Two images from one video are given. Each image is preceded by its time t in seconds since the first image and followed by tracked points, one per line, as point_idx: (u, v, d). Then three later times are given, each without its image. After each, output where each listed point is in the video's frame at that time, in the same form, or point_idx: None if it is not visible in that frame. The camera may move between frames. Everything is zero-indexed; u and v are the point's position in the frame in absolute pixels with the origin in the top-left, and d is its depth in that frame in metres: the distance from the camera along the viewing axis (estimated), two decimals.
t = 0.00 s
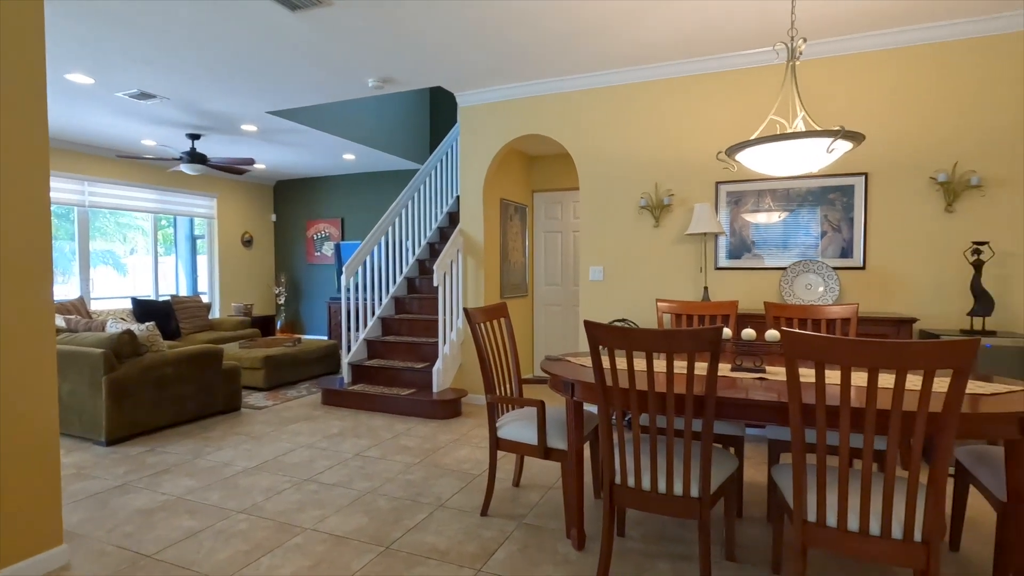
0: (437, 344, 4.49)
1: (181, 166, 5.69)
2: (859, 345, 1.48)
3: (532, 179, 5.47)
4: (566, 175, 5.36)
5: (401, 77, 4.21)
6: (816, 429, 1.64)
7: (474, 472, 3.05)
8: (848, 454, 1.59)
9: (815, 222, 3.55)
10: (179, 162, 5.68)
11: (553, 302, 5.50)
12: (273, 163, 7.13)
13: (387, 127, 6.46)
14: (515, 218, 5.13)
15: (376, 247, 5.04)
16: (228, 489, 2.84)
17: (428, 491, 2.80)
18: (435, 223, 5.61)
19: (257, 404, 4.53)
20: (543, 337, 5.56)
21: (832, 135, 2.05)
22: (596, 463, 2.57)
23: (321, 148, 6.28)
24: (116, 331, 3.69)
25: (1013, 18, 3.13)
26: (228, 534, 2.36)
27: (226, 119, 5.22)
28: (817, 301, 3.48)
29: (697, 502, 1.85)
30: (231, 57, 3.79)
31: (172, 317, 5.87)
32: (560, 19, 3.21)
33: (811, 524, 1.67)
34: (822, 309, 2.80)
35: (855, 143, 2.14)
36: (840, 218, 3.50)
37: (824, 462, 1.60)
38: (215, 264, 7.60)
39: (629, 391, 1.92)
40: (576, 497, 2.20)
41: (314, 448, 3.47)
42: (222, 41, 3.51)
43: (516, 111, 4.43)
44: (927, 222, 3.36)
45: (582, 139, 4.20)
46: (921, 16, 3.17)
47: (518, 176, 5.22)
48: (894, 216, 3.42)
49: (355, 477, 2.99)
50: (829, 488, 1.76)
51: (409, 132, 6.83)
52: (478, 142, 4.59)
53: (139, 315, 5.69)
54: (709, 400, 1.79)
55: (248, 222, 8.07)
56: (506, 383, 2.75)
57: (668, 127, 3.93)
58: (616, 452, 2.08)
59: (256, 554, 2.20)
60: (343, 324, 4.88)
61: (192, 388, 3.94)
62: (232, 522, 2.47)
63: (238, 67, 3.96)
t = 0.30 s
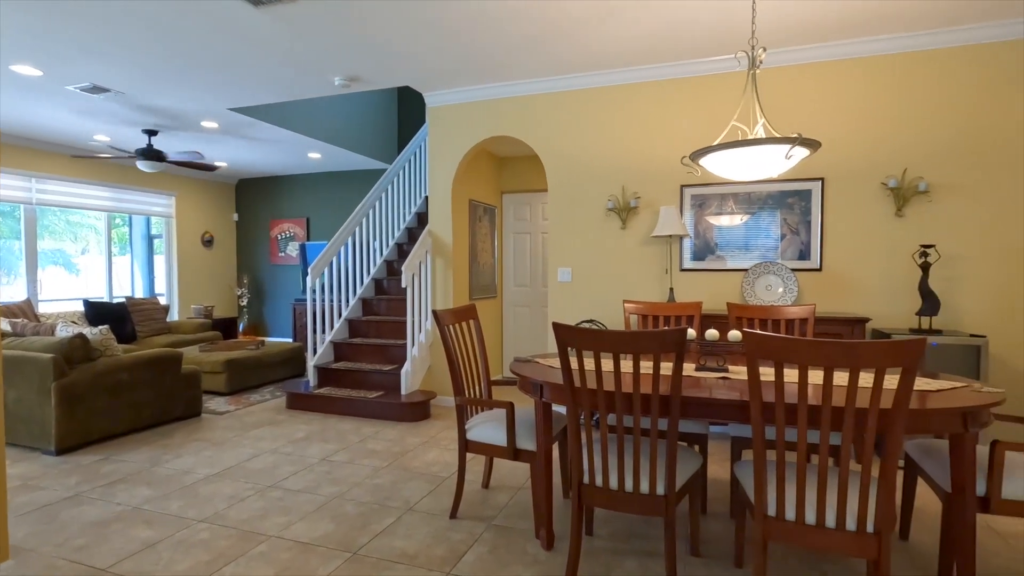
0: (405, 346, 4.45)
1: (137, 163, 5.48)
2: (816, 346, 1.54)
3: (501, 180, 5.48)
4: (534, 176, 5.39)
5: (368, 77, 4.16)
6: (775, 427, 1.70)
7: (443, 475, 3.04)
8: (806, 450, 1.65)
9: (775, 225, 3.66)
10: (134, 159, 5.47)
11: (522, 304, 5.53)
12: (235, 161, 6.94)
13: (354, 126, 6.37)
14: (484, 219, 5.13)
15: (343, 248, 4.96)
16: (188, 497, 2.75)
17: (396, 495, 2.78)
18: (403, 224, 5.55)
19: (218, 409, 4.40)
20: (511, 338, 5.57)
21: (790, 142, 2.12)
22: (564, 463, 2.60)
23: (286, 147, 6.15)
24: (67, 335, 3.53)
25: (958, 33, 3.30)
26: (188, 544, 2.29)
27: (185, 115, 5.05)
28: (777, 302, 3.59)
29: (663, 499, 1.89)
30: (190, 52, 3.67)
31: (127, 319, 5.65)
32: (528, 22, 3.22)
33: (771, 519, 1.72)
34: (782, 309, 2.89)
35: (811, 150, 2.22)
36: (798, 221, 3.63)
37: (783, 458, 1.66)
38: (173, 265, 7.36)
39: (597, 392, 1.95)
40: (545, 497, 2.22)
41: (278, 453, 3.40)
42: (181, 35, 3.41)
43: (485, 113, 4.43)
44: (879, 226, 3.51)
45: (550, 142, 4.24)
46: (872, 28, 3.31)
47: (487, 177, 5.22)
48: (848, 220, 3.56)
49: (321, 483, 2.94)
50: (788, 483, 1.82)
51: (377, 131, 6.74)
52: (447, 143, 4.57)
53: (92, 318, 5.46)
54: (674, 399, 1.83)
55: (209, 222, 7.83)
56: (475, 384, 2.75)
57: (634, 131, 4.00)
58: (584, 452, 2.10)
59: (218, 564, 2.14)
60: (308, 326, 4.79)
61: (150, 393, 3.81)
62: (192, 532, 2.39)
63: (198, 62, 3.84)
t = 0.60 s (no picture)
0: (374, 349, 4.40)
1: (91, 160, 5.26)
2: (775, 349, 1.59)
3: (471, 181, 5.47)
4: (504, 178, 5.40)
5: (335, 76, 4.09)
6: (737, 428, 1.75)
7: (412, 479, 3.01)
8: (766, 449, 1.70)
9: (738, 228, 3.76)
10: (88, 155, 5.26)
11: (491, 305, 5.53)
12: (196, 159, 6.74)
13: (321, 124, 6.26)
14: (454, 220, 5.11)
15: (309, 249, 4.86)
16: (145, 508, 2.66)
17: (364, 500, 2.74)
18: (371, 224, 5.49)
19: (178, 416, 4.26)
20: (481, 340, 5.57)
21: (751, 150, 2.18)
22: (533, 465, 2.61)
23: (249, 145, 6.00)
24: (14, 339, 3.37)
25: (908, 46, 3.45)
26: (145, 557, 2.21)
27: (142, 111, 4.88)
28: (740, 304, 3.69)
29: (630, 500, 1.92)
30: (148, 46, 3.55)
31: (80, 322, 5.42)
32: (497, 25, 3.23)
33: (733, 517, 1.77)
34: (745, 311, 2.97)
35: (772, 157, 2.29)
36: (760, 225, 3.73)
37: (745, 458, 1.71)
38: (130, 265, 7.09)
39: (565, 395, 1.96)
40: (514, 500, 2.23)
41: (242, 460, 3.31)
42: (138, 29, 3.29)
43: (454, 114, 4.41)
44: (836, 230, 3.64)
45: (520, 144, 4.25)
46: (830, 39, 3.43)
47: (456, 179, 5.20)
48: (807, 224, 3.68)
49: (286, 490, 2.88)
50: (749, 481, 1.87)
51: (344, 130, 6.65)
52: (416, 144, 4.53)
53: (42, 321, 5.21)
54: (641, 402, 1.86)
55: (168, 221, 7.58)
56: (444, 387, 2.74)
57: (603, 135, 4.04)
58: (553, 454, 2.12)
59: None
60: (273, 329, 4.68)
61: (104, 400, 3.67)
62: (150, 544, 2.31)
63: (156, 57, 3.71)
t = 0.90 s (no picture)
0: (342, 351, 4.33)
1: (43, 156, 5.04)
2: (740, 351, 1.63)
3: (442, 182, 5.43)
4: (476, 179, 5.38)
5: (301, 73, 4.01)
6: (703, 428, 1.78)
7: (381, 484, 2.98)
8: (731, 449, 1.73)
9: (705, 230, 3.84)
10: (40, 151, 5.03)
11: (463, 307, 5.51)
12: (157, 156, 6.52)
13: (288, 122, 6.13)
14: (425, 221, 5.07)
15: (276, 250, 4.76)
16: (101, 519, 2.56)
17: (332, 506, 2.70)
18: (340, 224, 5.41)
19: (137, 422, 4.12)
20: (452, 341, 5.54)
21: (717, 156, 2.23)
22: (504, 468, 2.61)
23: (213, 142, 5.83)
24: None
25: (865, 57, 3.58)
26: (100, 571, 2.13)
27: (99, 106, 4.70)
28: (707, 305, 3.76)
29: (599, 502, 1.94)
30: (104, 39, 3.41)
31: (32, 325, 5.19)
32: (468, 25, 3.22)
33: (699, 517, 1.80)
34: (711, 313, 3.03)
35: (737, 164, 2.34)
36: (726, 228, 3.81)
37: (711, 458, 1.74)
38: (86, 266, 6.82)
39: (535, 398, 1.97)
40: (484, 504, 2.23)
41: (204, 467, 3.22)
42: (93, 21, 3.16)
43: (424, 115, 4.38)
44: (798, 234, 3.74)
45: (491, 145, 4.24)
46: (792, 48, 3.53)
47: (427, 179, 5.16)
48: (771, 227, 3.78)
49: (251, 497, 2.81)
50: (715, 481, 1.91)
51: (312, 129, 6.53)
52: (385, 144, 4.48)
53: None
54: (610, 404, 1.88)
55: (127, 219, 7.31)
56: (414, 390, 2.71)
57: (573, 139, 4.07)
58: (523, 457, 2.12)
59: None
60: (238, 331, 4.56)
61: (57, 407, 3.52)
62: (105, 557, 2.23)
63: (113, 51, 3.58)
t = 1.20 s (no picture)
0: (313, 353, 4.25)
1: None
2: (710, 352, 1.65)
3: (415, 181, 5.38)
4: (449, 178, 5.35)
5: (270, 69, 3.92)
6: (675, 428, 1.81)
7: (353, 488, 2.93)
8: (702, 448, 1.76)
9: (676, 232, 3.90)
10: None
11: (436, 307, 5.47)
12: (117, 150, 6.29)
13: (256, 118, 5.99)
14: (397, 220, 5.01)
15: (244, 249, 4.64)
16: (57, 530, 2.45)
17: (302, 511, 2.65)
18: (310, 223, 5.32)
19: (97, 427, 3.97)
20: (425, 342, 5.50)
21: (688, 158, 2.26)
22: (478, 469, 2.60)
23: (178, 137, 5.66)
24: None
25: (829, 64, 3.68)
26: None
27: (55, 98, 4.50)
28: (678, 306, 3.82)
29: (572, 502, 1.94)
30: (59, 29, 3.27)
31: None
32: (440, 24, 3.19)
33: (671, 515, 1.82)
34: (683, 313, 3.07)
35: (707, 166, 2.38)
36: (696, 229, 3.88)
37: (682, 457, 1.77)
38: (41, 264, 6.54)
39: (509, 400, 1.96)
40: (457, 506, 2.21)
41: (168, 474, 3.12)
42: (48, 10, 3.02)
43: (397, 113, 4.33)
44: (766, 236, 3.83)
45: (464, 145, 4.22)
46: (760, 54, 3.61)
47: (400, 178, 5.11)
48: (740, 229, 3.85)
49: (217, 503, 2.74)
50: (686, 480, 1.93)
51: (282, 125, 6.39)
52: (357, 143, 4.41)
53: None
54: (583, 405, 1.89)
55: (85, 216, 7.04)
56: (386, 392, 2.68)
57: (547, 139, 4.08)
58: (497, 459, 2.12)
59: None
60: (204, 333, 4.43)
61: (9, 413, 3.36)
62: (61, 570, 2.13)
63: (69, 41, 3.43)
